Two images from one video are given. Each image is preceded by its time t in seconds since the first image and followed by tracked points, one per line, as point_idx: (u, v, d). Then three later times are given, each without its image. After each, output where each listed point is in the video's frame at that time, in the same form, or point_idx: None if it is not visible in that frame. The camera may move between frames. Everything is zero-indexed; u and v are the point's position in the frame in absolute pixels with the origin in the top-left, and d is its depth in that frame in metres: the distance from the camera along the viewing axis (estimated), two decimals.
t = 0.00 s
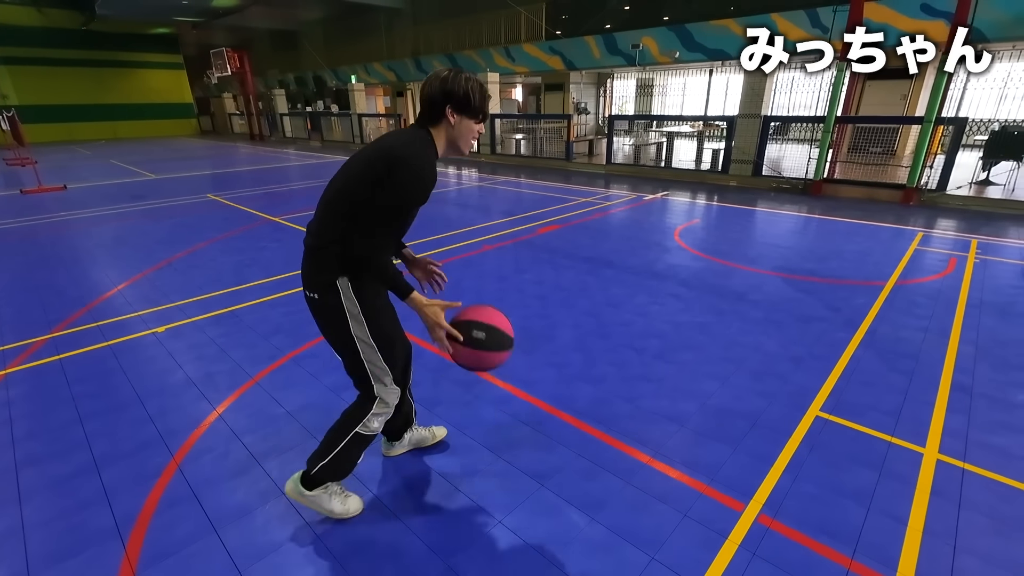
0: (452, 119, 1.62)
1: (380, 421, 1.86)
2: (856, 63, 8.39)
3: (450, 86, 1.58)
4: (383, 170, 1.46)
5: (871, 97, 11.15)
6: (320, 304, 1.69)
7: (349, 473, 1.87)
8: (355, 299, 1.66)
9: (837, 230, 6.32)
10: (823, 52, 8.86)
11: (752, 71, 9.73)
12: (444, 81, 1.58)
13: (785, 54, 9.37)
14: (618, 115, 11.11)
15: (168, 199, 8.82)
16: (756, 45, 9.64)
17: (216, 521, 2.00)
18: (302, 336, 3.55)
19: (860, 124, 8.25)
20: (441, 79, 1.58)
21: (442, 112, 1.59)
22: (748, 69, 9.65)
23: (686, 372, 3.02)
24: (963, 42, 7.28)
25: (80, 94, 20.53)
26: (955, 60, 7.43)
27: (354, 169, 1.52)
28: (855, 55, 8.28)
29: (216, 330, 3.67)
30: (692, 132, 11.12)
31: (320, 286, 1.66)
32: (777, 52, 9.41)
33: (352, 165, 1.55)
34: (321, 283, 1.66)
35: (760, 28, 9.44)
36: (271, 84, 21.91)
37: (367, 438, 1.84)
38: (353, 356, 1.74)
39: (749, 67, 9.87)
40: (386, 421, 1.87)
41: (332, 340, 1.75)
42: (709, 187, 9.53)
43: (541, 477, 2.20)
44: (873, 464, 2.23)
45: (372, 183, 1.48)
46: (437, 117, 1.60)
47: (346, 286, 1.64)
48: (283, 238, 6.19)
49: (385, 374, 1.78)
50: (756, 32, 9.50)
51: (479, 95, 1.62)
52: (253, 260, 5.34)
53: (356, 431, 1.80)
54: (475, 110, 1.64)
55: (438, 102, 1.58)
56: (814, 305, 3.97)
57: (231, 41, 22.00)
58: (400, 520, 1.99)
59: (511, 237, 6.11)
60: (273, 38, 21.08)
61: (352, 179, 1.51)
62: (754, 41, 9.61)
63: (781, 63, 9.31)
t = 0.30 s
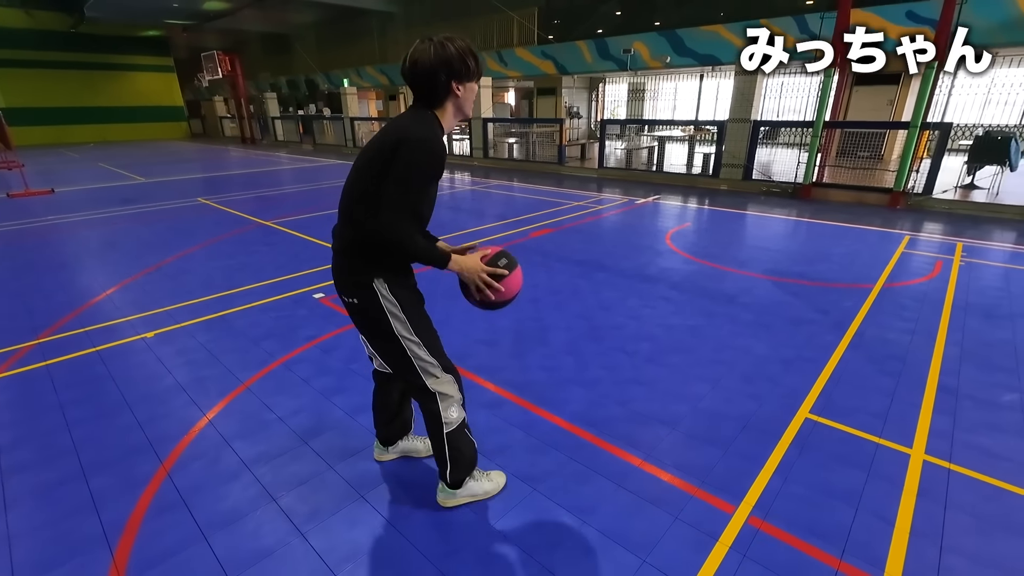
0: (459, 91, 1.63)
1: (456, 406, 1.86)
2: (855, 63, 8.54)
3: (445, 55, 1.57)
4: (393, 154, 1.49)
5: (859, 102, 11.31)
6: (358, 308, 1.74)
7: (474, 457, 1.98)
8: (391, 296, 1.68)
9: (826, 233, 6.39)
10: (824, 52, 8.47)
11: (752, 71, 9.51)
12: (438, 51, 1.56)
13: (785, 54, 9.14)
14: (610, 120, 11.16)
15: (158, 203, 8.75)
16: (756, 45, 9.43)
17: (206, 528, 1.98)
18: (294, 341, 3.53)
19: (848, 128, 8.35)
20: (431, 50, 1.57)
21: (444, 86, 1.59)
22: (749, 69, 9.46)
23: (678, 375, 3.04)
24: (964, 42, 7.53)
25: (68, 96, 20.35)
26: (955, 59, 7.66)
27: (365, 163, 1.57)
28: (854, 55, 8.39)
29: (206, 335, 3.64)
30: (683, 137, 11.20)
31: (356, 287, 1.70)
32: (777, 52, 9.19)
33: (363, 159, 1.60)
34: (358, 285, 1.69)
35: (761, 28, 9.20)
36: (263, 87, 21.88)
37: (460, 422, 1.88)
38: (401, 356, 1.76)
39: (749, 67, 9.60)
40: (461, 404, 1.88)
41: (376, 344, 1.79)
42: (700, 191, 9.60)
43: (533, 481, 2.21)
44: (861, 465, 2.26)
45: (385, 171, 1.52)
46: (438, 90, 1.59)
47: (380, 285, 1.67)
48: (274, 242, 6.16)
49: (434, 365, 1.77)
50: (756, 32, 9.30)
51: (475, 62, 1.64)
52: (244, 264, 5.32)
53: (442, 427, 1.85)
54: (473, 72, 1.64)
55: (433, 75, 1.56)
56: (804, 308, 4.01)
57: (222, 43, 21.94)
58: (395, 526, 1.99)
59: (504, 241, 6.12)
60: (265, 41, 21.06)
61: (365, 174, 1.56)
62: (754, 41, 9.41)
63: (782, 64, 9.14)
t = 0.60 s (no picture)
0: (469, 83, 1.50)
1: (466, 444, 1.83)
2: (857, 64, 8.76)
3: (454, 47, 1.43)
4: (433, 160, 1.38)
5: (834, 114, 11.61)
6: (385, 331, 1.60)
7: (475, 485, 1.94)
8: (425, 313, 1.60)
9: (805, 241, 6.52)
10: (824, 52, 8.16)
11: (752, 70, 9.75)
12: (445, 43, 1.42)
13: (785, 55, 9.35)
14: (594, 129, 11.28)
15: (137, 211, 8.61)
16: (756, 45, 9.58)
17: (182, 545, 1.94)
18: (275, 351, 3.48)
19: (825, 139, 8.56)
20: (440, 42, 1.42)
21: (456, 83, 1.47)
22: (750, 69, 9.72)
23: (660, 383, 3.06)
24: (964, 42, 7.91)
25: (44, 103, 19.97)
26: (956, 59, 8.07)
27: (391, 174, 1.44)
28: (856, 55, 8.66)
29: (185, 346, 3.58)
30: (666, 146, 11.35)
31: (383, 308, 1.57)
32: (777, 52, 9.37)
33: (384, 169, 1.47)
34: (389, 307, 1.56)
35: (761, 28, 9.35)
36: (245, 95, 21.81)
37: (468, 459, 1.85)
38: (422, 384, 1.67)
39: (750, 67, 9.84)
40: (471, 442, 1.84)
41: (399, 369, 1.67)
42: (683, 201, 9.72)
43: (517, 490, 2.20)
44: (838, 470, 2.30)
45: (423, 180, 1.42)
46: (450, 86, 1.46)
47: (415, 302, 1.57)
48: (257, 251, 6.10)
49: (452, 399, 1.71)
50: (757, 32, 9.42)
51: (482, 49, 1.50)
52: (225, 273, 5.24)
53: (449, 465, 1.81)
54: (481, 62, 1.50)
55: (444, 72, 1.43)
56: (783, 315, 4.07)
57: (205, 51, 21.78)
58: (378, 540, 1.96)
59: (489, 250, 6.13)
60: (247, 48, 20.84)
61: (395, 185, 1.44)
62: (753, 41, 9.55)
63: (783, 64, 9.40)
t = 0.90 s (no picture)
0: (447, 94, 1.49)
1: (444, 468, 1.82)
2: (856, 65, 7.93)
3: (433, 60, 1.41)
4: (429, 175, 1.38)
5: (801, 130, 12.04)
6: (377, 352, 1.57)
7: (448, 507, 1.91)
8: (416, 333, 1.59)
9: (775, 253, 6.70)
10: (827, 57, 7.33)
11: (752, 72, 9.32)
12: (423, 56, 1.40)
13: (786, 54, 8.51)
14: (571, 143, 11.47)
15: (105, 225, 8.38)
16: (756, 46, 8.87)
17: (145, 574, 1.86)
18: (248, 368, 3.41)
19: (792, 154, 8.85)
20: (418, 55, 1.40)
21: (438, 94, 1.45)
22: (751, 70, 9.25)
23: (636, 396, 3.09)
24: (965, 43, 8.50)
25: (7, 114, 19.38)
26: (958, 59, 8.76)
27: (382, 191, 1.41)
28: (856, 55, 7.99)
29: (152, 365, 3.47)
30: (641, 161, 11.56)
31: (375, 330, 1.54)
32: (778, 52, 8.59)
33: (374, 185, 1.42)
34: (382, 327, 1.53)
35: (762, 28, 8.65)
36: (219, 107, 21.22)
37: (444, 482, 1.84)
38: (406, 406, 1.65)
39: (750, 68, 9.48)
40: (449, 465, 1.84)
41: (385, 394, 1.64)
42: (658, 214, 9.90)
43: (494, 507, 2.19)
44: (810, 478, 2.34)
45: (418, 196, 1.40)
46: (430, 100, 1.44)
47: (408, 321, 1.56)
48: (229, 266, 5.98)
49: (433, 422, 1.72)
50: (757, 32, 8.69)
51: (458, 60, 1.49)
52: (196, 289, 5.12)
53: (427, 491, 1.78)
54: (457, 72, 1.49)
55: (427, 85, 1.41)
56: (754, 326, 4.16)
57: (177, 62, 21.50)
58: (352, 564, 1.91)
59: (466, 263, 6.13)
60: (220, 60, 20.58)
61: (388, 201, 1.41)
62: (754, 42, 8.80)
63: (783, 64, 8.56)
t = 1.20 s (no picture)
0: (429, 144, 1.53)
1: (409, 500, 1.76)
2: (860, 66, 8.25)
3: (418, 111, 1.47)
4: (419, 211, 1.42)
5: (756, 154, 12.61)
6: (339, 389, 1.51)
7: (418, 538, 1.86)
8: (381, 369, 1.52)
9: (736, 271, 6.93)
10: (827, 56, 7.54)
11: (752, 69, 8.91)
12: (408, 106, 1.45)
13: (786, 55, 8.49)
14: (538, 166, 11.69)
15: (53, 250, 8.00)
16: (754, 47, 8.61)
17: None
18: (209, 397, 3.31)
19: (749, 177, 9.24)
20: (403, 106, 1.44)
21: (423, 141, 1.50)
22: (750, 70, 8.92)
23: (605, 415, 3.11)
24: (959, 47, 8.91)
25: None
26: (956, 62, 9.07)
27: (361, 222, 1.40)
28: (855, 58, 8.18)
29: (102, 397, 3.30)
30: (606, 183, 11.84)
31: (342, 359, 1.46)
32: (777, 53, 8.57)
33: (352, 216, 1.42)
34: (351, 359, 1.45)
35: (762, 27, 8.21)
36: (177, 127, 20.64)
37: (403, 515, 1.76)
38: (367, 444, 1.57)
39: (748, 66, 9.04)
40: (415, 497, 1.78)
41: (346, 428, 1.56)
42: (623, 234, 10.11)
43: (464, 533, 2.15)
44: (774, 491, 2.40)
45: (400, 229, 1.42)
46: (413, 146, 1.47)
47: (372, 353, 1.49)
48: (188, 291, 5.77)
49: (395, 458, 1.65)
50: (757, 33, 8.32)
51: (438, 112, 1.55)
52: (152, 315, 4.90)
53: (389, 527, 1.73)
54: (438, 124, 1.54)
55: (415, 131, 1.45)
56: (718, 343, 4.28)
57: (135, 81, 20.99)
58: None
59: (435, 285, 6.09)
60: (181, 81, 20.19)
61: (367, 231, 1.40)
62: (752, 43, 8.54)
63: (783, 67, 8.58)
